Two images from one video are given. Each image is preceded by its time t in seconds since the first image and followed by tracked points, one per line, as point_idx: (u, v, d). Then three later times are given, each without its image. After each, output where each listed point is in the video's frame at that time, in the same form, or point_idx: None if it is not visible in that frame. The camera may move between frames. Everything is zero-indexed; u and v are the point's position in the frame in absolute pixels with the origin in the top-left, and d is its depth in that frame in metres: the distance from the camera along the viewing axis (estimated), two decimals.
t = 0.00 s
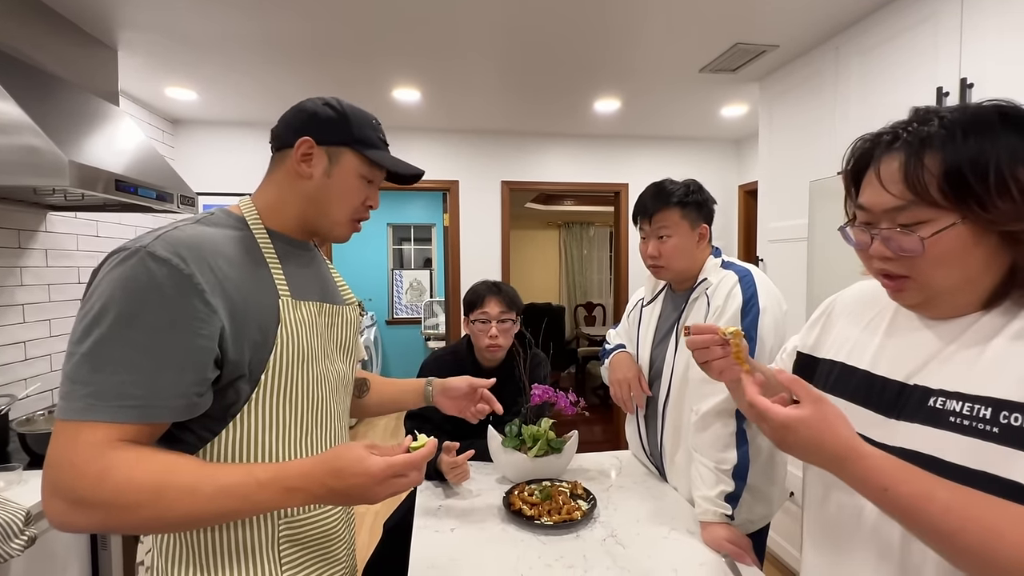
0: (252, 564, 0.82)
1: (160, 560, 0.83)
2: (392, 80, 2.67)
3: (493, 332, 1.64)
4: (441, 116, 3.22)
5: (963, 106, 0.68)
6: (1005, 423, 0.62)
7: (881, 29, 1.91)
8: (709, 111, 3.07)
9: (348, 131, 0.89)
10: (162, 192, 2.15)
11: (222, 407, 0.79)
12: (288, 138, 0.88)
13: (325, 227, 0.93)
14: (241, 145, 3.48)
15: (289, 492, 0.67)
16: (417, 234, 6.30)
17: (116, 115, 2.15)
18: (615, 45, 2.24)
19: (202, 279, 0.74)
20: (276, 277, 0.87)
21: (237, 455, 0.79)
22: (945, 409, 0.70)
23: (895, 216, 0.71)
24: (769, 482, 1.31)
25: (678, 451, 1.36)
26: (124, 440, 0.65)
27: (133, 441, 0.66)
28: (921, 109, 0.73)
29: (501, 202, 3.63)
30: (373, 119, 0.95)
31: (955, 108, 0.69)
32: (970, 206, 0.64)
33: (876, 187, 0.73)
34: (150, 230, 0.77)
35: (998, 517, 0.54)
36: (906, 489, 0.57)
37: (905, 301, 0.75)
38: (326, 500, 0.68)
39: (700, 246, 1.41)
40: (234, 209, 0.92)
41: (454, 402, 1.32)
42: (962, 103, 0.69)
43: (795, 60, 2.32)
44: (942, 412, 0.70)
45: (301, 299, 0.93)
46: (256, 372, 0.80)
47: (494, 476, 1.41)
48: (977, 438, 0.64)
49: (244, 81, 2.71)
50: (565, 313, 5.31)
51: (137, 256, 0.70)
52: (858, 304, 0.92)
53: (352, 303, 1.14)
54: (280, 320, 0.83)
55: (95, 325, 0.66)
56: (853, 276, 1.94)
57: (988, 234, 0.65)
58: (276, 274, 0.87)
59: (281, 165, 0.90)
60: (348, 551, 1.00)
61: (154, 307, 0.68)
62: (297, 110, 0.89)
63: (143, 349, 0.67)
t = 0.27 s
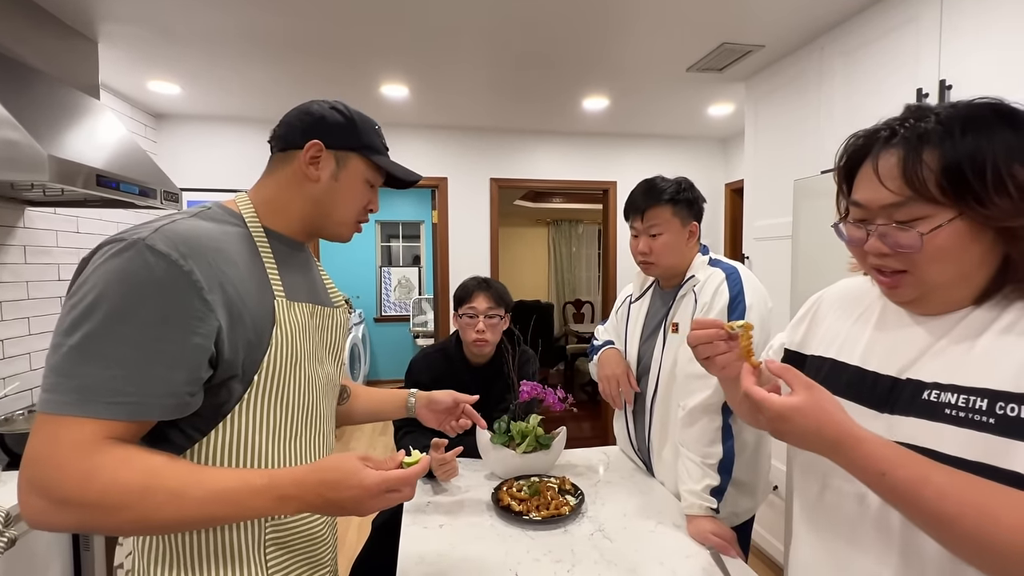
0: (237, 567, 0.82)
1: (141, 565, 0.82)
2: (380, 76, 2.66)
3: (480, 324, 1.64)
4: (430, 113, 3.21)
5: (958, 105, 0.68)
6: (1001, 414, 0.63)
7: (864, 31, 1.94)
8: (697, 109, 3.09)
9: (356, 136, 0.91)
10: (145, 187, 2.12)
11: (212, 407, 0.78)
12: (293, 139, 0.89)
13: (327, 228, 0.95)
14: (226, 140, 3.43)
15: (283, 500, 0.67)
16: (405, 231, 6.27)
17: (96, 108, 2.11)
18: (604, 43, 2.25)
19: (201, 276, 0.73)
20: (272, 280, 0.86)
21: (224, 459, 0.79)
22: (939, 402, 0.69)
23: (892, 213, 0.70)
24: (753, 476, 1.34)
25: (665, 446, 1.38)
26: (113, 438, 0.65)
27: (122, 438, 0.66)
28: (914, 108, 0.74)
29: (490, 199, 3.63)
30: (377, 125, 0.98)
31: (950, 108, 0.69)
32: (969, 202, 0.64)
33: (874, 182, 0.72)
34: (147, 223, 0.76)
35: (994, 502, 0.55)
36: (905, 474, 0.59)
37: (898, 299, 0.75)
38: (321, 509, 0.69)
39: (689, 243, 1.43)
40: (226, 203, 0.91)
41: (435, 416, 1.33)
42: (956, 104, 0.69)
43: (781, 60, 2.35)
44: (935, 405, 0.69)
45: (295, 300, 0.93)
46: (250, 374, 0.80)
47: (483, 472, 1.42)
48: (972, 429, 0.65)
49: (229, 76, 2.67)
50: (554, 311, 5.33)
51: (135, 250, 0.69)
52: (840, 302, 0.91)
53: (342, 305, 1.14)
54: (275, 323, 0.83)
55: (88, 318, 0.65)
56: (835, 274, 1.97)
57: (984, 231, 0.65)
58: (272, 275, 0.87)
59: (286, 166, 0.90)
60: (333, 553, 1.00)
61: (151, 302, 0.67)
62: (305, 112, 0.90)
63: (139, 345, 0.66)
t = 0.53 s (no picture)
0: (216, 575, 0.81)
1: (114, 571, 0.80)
2: (363, 72, 2.63)
3: (464, 320, 1.64)
4: (414, 109, 3.18)
5: (956, 101, 0.67)
6: (1003, 410, 0.61)
7: (841, 34, 1.99)
8: (679, 109, 3.13)
9: (353, 141, 0.92)
10: (120, 182, 2.06)
11: (195, 410, 0.77)
12: (288, 139, 0.88)
13: (318, 231, 0.95)
14: (204, 134, 3.36)
15: (285, 495, 0.68)
16: (389, 228, 6.22)
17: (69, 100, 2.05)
18: (588, 42, 2.26)
19: (194, 271, 0.72)
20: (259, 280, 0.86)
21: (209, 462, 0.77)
22: (938, 399, 0.67)
23: (889, 210, 0.69)
24: (733, 471, 1.36)
25: (647, 442, 1.40)
26: (105, 438, 0.63)
27: (113, 438, 0.64)
28: (909, 105, 0.73)
29: (474, 197, 3.62)
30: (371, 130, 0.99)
31: (948, 104, 0.68)
32: (968, 198, 0.63)
33: (872, 180, 0.70)
34: (132, 216, 0.74)
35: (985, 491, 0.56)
36: (929, 463, 0.58)
37: (893, 297, 0.73)
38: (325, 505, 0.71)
39: (671, 244, 1.45)
40: (213, 200, 0.89)
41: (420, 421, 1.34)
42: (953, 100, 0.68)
43: (761, 62, 2.39)
44: (933, 403, 0.67)
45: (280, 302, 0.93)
46: (236, 376, 0.79)
47: (468, 470, 1.42)
48: (975, 426, 0.63)
49: (208, 69, 2.61)
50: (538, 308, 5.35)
51: (125, 242, 0.67)
52: (831, 300, 0.89)
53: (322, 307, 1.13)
54: (263, 323, 0.83)
55: (73, 312, 0.62)
56: (813, 272, 2.02)
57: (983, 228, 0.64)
58: (259, 274, 0.86)
59: (280, 167, 0.89)
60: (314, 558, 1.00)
61: (143, 296, 0.65)
62: (301, 114, 0.89)
63: (129, 341, 0.64)
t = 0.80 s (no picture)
0: None
1: None
2: (337, 65, 2.59)
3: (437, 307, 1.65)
4: (390, 103, 3.15)
5: (942, 98, 0.70)
6: (996, 402, 0.62)
7: (808, 39, 2.05)
8: (654, 109, 3.18)
9: (341, 143, 0.93)
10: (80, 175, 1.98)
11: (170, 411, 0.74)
12: (276, 135, 0.87)
13: (299, 231, 0.95)
14: (171, 126, 3.25)
15: (274, 494, 0.69)
16: (365, 224, 6.14)
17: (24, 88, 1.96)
18: (564, 41, 2.27)
19: (177, 263, 0.69)
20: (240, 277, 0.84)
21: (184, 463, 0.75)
22: (929, 392, 0.68)
23: (880, 202, 0.70)
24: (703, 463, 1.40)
25: (621, 436, 1.42)
26: (81, 439, 0.60)
27: (89, 438, 0.61)
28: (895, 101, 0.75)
29: (452, 193, 3.61)
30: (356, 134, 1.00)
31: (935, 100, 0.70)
32: (957, 189, 0.65)
33: (862, 172, 0.72)
34: (108, 203, 0.70)
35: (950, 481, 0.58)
36: (936, 454, 0.58)
37: (880, 289, 0.74)
38: (312, 504, 0.72)
39: (642, 244, 1.47)
40: (190, 190, 0.86)
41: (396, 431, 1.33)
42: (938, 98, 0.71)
43: (732, 64, 2.44)
44: (925, 396, 0.68)
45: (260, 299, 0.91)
46: (215, 375, 0.77)
47: (444, 467, 1.42)
48: (969, 420, 0.64)
49: (174, 59, 2.53)
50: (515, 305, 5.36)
51: (105, 230, 0.63)
52: (814, 295, 0.91)
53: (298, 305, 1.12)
54: (245, 320, 0.81)
55: (49, 303, 0.59)
56: (780, 270, 2.08)
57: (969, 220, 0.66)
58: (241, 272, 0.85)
59: (265, 164, 0.88)
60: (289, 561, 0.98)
61: (125, 288, 0.62)
62: (290, 110, 0.89)
63: (110, 334, 0.61)
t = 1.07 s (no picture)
0: None
1: None
2: (299, 53, 2.52)
3: (404, 300, 1.65)
4: (355, 94, 3.09)
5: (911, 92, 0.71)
6: (962, 388, 0.63)
7: (764, 43, 2.13)
8: (620, 107, 3.23)
9: (323, 142, 0.92)
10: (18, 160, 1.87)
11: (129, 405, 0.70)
12: (258, 129, 0.85)
13: (275, 228, 0.93)
14: (121, 112, 3.10)
15: (263, 475, 0.67)
16: (330, 218, 6.01)
17: None
18: (531, 37, 2.28)
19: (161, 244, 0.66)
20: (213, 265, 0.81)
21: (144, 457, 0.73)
22: (898, 379, 0.68)
23: (849, 189, 0.71)
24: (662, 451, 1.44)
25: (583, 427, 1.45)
26: (60, 419, 0.56)
27: (69, 420, 0.58)
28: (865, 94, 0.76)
29: (419, 187, 3.57)
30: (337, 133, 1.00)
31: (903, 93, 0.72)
32: (922, 178, 0.66)
33: (834, 160, 0.72)
34: (85, 177, 0.66)
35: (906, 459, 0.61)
36: (918, 419, 0.57)
37: (844, 278, 0.75)
38: (303, 487, 0.71)
39: (603, 239, 1.50)
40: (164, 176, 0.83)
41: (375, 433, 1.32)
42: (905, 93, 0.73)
43: (694, 65, 2.51)
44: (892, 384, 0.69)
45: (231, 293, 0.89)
46: (183, 366, 0.75)
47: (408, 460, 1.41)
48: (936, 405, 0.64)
49: (123, 41, 2.41)
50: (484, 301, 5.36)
51: (85, 206, 0.60)
52: (787, 285, 0.93)
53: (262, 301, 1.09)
54: (216, 312, 0.79)
55: (24, 277, 0.55)
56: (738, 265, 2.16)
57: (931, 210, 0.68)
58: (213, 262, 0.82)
59: (244, 157, 0.86)
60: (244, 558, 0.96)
61: (108, 265, 0.59)
62: (273, 106, 0.87)
63: (92, 313, 0.58)
